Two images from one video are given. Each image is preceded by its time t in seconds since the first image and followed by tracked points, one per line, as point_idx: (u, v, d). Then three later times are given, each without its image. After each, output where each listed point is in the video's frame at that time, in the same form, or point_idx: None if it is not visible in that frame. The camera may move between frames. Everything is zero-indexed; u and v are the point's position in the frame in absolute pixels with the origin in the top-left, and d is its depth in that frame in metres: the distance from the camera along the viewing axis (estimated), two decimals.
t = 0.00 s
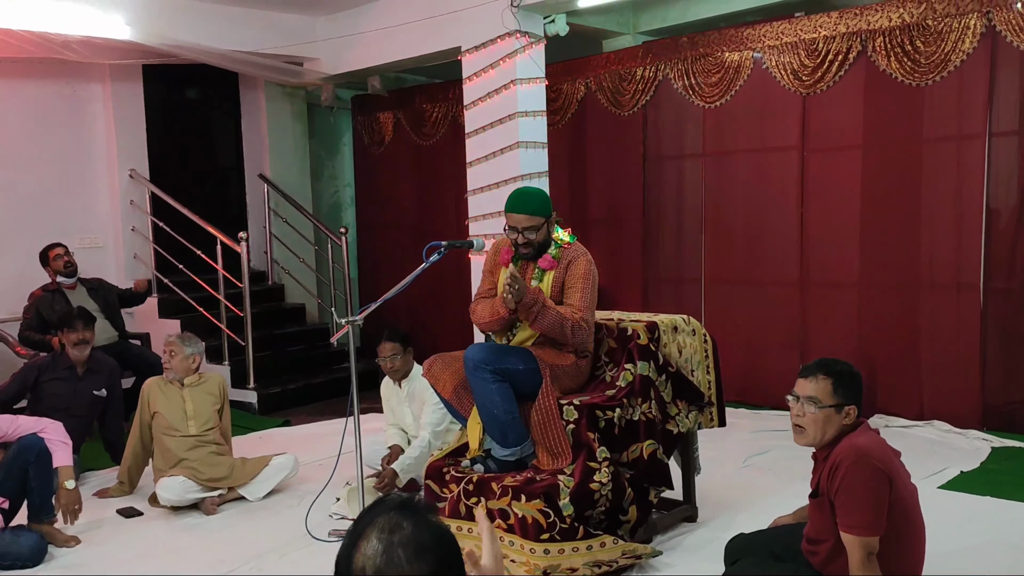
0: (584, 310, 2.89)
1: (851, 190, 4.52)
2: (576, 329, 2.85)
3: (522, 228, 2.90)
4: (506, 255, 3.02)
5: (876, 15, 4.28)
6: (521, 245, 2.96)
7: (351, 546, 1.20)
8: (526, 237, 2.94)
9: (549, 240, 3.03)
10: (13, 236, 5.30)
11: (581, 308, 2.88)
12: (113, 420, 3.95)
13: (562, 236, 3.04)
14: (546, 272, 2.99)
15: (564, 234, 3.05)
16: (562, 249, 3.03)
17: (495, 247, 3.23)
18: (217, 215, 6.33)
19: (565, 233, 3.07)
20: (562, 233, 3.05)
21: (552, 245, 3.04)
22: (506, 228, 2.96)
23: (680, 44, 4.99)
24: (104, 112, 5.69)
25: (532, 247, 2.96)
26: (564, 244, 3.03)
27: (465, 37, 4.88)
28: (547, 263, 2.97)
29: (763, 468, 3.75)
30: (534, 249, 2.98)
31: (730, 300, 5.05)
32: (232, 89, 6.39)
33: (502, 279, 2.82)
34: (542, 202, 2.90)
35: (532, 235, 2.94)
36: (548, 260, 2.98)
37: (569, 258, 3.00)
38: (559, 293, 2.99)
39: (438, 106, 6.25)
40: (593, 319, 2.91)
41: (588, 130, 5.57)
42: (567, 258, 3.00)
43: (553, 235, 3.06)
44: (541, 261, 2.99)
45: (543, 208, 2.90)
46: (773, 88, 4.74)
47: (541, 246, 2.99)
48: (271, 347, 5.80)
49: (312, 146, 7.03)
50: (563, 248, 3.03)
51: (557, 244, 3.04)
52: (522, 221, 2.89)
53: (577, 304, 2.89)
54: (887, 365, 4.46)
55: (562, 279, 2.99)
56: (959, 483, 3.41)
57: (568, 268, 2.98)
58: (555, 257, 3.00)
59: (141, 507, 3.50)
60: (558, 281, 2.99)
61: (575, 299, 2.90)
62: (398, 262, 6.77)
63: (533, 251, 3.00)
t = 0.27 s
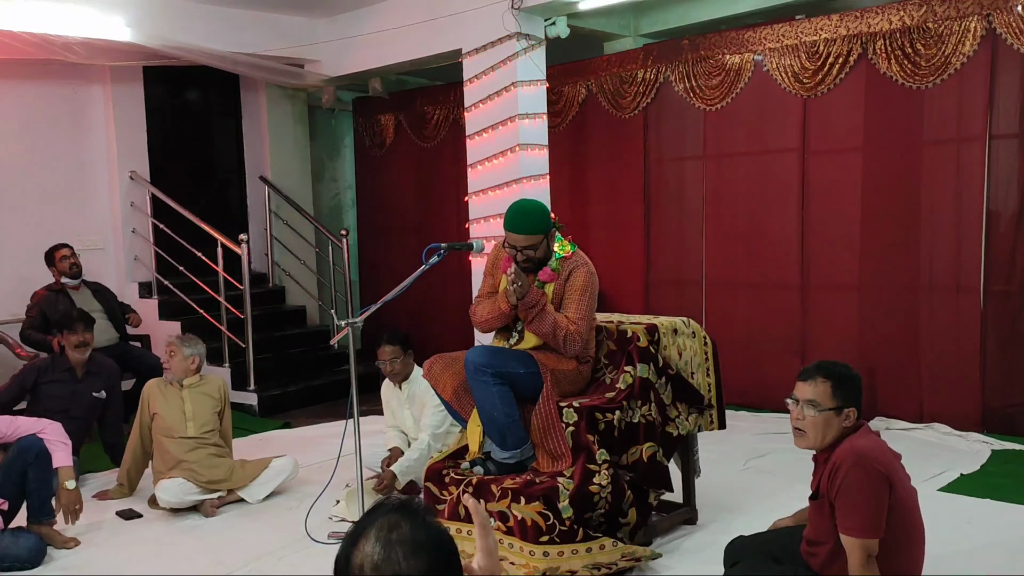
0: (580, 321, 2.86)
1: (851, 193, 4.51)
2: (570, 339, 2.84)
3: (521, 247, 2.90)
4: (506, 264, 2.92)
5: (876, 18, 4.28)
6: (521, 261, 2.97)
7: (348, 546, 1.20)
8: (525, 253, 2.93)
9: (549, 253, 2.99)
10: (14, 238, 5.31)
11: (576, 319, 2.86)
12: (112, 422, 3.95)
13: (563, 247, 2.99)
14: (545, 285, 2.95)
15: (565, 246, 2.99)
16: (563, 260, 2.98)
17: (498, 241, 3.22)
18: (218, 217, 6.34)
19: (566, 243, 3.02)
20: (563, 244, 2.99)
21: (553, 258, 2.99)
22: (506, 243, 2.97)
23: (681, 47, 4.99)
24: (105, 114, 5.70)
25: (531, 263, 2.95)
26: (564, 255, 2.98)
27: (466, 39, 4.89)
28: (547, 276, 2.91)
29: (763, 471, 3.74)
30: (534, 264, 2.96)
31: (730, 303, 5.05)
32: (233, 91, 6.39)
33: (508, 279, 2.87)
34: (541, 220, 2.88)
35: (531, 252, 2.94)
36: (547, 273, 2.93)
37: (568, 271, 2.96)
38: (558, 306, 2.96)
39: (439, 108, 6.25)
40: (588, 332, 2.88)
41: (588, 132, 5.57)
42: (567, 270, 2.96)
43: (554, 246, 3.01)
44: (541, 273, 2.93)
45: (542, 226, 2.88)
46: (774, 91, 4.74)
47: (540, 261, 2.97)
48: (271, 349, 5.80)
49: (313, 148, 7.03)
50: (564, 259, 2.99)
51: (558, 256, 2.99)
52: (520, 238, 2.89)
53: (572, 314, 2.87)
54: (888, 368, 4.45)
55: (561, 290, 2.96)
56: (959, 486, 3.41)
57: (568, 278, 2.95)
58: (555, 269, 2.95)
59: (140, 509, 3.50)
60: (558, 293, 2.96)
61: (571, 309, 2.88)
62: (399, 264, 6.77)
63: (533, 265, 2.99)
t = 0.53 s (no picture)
0: (582, 328, 2.87)
1: (854, 196, 4.51)
2: (572, 346, 2.85)
3: (523, 256, 2.91)
4: (509, 271, 2.91)
5: (879, 20, 4.27)
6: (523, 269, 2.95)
7: (356, 547, 1.21)
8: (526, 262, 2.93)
9: (552, 261, 2.99)
10: (17, 238, 5.32)
11: (578, 326, 2.87)
12: (116, 423, 3.96)
13: (567, 253, 3.00)
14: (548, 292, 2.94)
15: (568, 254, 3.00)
16: (565, 267, 3.00)
17: (503, 242, 3.24)
18: (221, 217, 6.35)
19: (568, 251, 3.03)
20: (566, 252, 3.00)
21: (556, 265, 2.99)
22: (509, 250, 2.97)
23: (684, 49, 4.99)
24: (109, 115, 5.71)
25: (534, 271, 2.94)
26: (567, 263, 2.99)
27: (469, 41, 4.89)
28: (550, 283, 2.90)
29: (765, 473, 3.74)
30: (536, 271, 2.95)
31: (733, 305, 5.05)
32: (236, 92, 6.41)
33: (512, 286, 2.91)
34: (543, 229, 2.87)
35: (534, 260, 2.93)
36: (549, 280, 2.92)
37: (570, 278, 2.97)
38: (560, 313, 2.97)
39: (442, 110, 6.26)
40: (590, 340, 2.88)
41: (591, 134, 5.58)
42: (569, 277, 2.97)
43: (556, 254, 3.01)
44: (543, 281, 2.92)
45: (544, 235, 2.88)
46: (776, 93, 4.74)
47: (543, 269, 2.96)
48: (274, 350, 5.81)
49: (316, 149, 7.04)
50: (568, 266, 3.00)
51: (561, 263, 3.00)
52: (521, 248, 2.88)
53: (574, 321, 2.88)
54: (890, 370, 4.45)
55: (564, 297, 2.97)
56: (962, 489, 3.41)
57: (570, 284, 2.97)
58: (558, 276, 2.96)
59: (144, 509, 3.51)
60: (561, 300, 2.97)
61: (573, 317, 2.88)
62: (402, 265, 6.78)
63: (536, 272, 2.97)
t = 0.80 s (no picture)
0: (585, 329, 2.86)
1: (857, 197, 4.51)
2: (575, 347, 2.85)
3: (526, 254, 2.90)
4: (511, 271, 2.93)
5: (883, 21, 4.27)
6: (526, 267, 2.95)
7: (362, 540, 1.23)
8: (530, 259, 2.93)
9: (555, 259, 2.99)
10: (21, 238, 5.33)
11: (581, 328, 2.86)
12: (118, 422, 3.97)
13: (569, 253, 3.01)
14: (551, 291, 2.96)
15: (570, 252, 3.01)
16: (568, 267, 2.99)
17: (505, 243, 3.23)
18: (224, 218, 6.36)
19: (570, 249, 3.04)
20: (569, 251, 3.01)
21: (558, 263, 3.00)
22: (512, 247, 2.96)
23: (687, 50, 4.99)
24: (113, 115, 5.72)
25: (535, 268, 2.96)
26: (570, 262, 3.00)
27: (472, 42, 4.90)
28: (552, 282, 2.93)
29: (768, 475, 3.74)
30: (539, 268, 2.96)
31: (736, 306, 5.05)
32: (240, 92, 6.42)
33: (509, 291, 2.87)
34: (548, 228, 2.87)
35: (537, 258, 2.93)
36: (553, 280, 2.94)
37: (573, 277, 2.97)
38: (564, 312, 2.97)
39: (445, 110, 6.26)
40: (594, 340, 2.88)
41: (594, 135, 5.58)
42: (572, 277, 2.97)
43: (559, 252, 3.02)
44: (547, 280, 2.95)
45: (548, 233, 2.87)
46: (780, 94, 4.74)
47: (545, 266, 2.97)
48: (277, 350, 5.81)
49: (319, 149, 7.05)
50: (570, 265, 3.00)
51: (564, 262, 3.01)
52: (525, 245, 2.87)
53: (578, 322, 2.87)
54: (894, 372, 4.45)
55: (567, 297, 2.97)
56: (965, 491, 3.40)
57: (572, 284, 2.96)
58: (561, 275, 2.96)
59: (146, 508, 3.51)
60: (563, 300, 2.97)
61: (576, 318, 2.88)
62: (405, 265, 6.78)
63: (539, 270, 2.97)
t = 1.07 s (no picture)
0: (588, 325, 2.86)
1: (862, 197, 4.50)
2: (578, 344, 2.85)
3: (530, 241, 2.96)
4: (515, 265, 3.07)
5: (888, 21, 4.26)
6: (531, 255, 3.01)
7: (374, 533, 1.23)
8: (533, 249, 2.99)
9: (559, 251, 3.02)
10: (25, 236, 5.33)
11: (584, 323, 2.86)
12: (122, 421, 3.97)
13: (573, 246, 3.01)
14: (554, 283, 2.99)
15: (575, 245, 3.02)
16: (571, 260, 3.01)
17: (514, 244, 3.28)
18: (227, 217, 6.36)
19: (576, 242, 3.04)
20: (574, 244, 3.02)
21: (563, 256, 3.02)
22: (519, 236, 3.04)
23: (691, 50, 4.98)
24: (116, 114, 5.72)
25: (538, 258, 3.01)
26: (573, 255, 3.00)
27: (476, 41, 4.89)
28: (555, 274, 2.96)
29: (771, 475, 3.73)
30: (542, 259, 3.01)
31: (739, 306, 5.04)
32: (243, 91, 6.42)
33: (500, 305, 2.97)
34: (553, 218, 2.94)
35: (541, 246, 2.98)
36: (555, 273, 2.98)
37: (576, 270, 2.98)
38: (567, 305, 2.98)
39: (449, 110, 6.26)
40: (598, 335, 2.87)
41: (597, 135, 5.57)
42: (575, 270, 2.98)
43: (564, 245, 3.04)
44: (550, 271, 3.00)
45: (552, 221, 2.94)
46: (784, 94, 4.73)
47: (549, 258, 3.01)
48: (280, 349, 5.81)
49: (322, 149, 7.04)
50: (573, 259, 3.00)
51: (567, 255, 3.01)
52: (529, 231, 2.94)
53: (581, 317, 2.87)
54: (897, 372, 4.44)
55: (570, 291, 2.98)
56: (969, 492, 3.39)
57: (575, 277, 2.97)
58: (563, 268, 2.99)
59: (149, 507, 3.51)
60: (565, 293, 2.98)
61: (579, 313, 2.88)
62: (407, 265, 6.78)
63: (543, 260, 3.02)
